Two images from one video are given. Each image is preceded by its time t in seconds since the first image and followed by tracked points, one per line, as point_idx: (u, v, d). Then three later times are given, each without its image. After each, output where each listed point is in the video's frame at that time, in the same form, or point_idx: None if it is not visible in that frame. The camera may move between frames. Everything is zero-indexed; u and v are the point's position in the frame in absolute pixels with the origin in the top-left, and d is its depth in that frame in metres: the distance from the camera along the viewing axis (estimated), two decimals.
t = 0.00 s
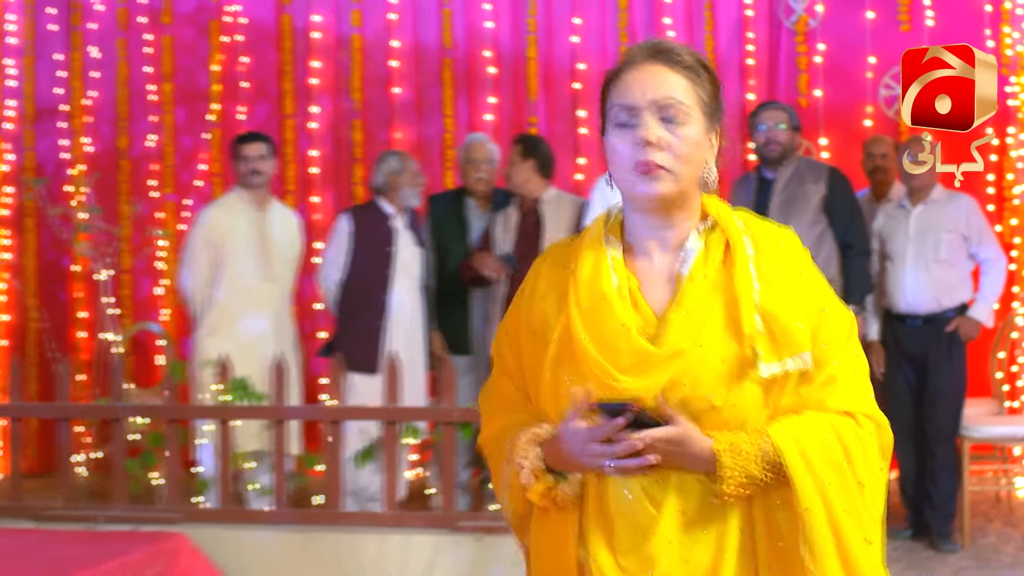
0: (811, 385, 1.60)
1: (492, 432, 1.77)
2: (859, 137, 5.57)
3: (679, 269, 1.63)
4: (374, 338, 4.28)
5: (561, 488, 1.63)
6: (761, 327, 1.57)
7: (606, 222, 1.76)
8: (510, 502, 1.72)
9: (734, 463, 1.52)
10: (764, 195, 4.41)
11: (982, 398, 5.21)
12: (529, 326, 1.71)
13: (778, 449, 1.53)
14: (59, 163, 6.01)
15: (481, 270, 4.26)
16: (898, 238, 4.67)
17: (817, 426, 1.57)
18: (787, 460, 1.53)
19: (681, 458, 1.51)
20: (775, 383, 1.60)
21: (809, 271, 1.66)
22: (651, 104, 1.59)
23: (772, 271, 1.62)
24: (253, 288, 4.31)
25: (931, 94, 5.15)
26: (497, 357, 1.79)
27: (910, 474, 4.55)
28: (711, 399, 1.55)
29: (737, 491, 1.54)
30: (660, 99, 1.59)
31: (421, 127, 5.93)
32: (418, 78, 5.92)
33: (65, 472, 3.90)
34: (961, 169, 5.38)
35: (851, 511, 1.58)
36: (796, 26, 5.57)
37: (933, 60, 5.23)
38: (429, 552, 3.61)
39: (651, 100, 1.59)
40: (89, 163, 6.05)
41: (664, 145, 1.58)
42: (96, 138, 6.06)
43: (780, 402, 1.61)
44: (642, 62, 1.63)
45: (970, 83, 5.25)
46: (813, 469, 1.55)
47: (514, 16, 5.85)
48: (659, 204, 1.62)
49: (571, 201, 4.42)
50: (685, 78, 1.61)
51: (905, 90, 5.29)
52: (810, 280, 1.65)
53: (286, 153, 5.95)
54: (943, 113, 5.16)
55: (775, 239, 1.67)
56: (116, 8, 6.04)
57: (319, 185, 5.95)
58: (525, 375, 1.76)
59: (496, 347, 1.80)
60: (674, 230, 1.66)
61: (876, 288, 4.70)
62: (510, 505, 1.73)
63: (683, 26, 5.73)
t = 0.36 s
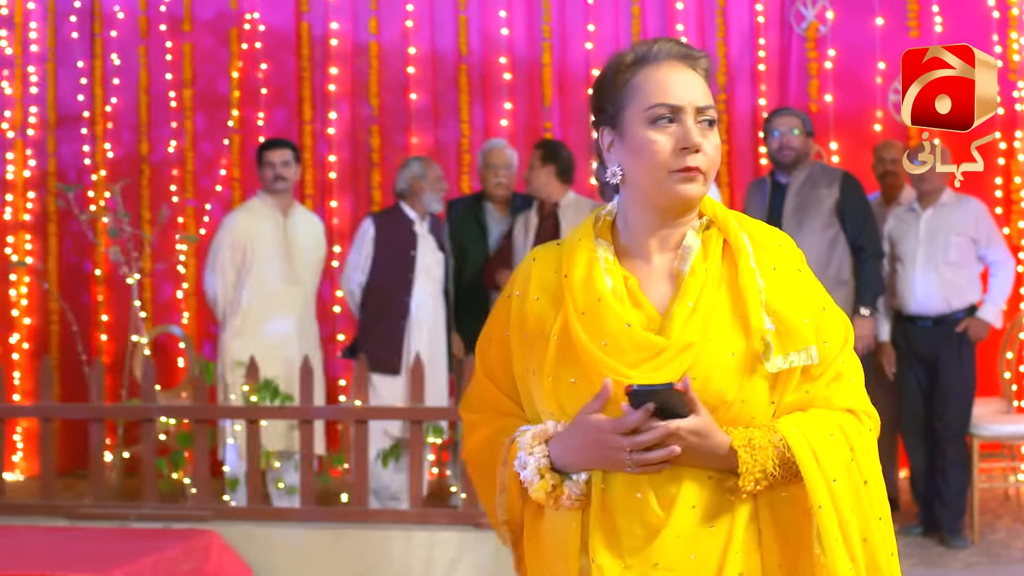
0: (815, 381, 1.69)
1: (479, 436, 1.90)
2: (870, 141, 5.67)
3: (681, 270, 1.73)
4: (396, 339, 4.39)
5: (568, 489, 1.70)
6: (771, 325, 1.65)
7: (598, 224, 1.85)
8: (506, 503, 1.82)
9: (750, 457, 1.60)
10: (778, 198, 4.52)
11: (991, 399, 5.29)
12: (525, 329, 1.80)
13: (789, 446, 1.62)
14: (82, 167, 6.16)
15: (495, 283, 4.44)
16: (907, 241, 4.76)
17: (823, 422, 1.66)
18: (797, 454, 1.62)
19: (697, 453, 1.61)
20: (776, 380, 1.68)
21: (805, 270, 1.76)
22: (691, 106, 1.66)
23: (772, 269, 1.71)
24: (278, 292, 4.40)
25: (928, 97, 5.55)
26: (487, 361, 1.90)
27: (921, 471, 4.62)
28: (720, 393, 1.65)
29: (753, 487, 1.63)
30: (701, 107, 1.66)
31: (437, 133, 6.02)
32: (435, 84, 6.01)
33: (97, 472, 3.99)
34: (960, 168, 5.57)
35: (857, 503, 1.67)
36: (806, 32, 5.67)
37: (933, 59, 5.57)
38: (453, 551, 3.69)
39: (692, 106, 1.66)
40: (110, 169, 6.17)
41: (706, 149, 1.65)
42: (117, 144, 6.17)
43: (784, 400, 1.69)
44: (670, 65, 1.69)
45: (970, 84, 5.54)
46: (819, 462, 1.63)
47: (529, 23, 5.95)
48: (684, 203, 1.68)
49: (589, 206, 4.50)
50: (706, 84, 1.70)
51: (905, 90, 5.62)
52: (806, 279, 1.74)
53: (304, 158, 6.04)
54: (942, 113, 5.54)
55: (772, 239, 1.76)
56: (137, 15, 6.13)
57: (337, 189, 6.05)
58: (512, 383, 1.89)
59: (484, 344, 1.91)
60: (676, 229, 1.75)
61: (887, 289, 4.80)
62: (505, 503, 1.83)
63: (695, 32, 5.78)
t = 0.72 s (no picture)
0: (821, 379, 1.69)
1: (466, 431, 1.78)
2: (872, 146, 5.78)
3: (688, 271, 1.70)
4: (412, 341, 4.59)
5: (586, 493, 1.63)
6: (782, 329, 1.64)
7: (603, 219, 1.81)
8: (510, 509, 1.71)
9: (768, 459, 1.58)
10: (786, 203, 4.63)
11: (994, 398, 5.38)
12: (529, 330, 1.72)
13: (804, 444, 1.61)
14: (96, 174, 6.23)
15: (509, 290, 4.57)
16: (911, 244, 4.86)
17: (833, 420, 1.66)
18: (809, 452, 1.61)
19: (722, 459, 1.57)
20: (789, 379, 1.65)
21: (804, 268, 1.75)
22: (679, 106, 1.61)
23: (778, 269, 1.70)
24: (295, 295, 4.51)
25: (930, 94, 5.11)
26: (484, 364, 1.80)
27: (925, 469, 4.74)
28: (735, 400, 1.62)
29: (770, 488, 1.61)
30: (691, 102, 1.61)
31: (447, 139, 6.13)
32: (444, 91, 6.13)
33: (121, 474, 4.08)
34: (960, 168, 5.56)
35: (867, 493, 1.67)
36: (810, 39, 5.77)
37: (933, 60, 5.22)
38: (471, 547, 3.79)
39: (681, 101, 1.61)
40: (125, 175, 6.24)
41: (695, 148, 1.61)
42: (132, 151, 6.25)
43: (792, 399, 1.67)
44: (662, 57, 1.65)
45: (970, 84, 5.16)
46: (831, 459, 1.62)
47: (537, 31, 6.05)
48: (679, 203, 1.65)
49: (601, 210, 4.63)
50: (706, 80, 1.65)
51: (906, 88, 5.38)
52: (806, 277, 1.73)
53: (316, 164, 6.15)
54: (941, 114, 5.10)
55: (771, 237, 1.75)
56: (150, 24, 6.24)
57: (348, 195, 6.14)
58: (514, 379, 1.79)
59: (479, 344, 1.81)
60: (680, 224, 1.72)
61: (891, 291, 4.90)
62: (509, 494, 1.70)
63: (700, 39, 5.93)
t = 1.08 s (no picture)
0: (815, 397, 1.65)
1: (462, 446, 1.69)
2: (864, 149, 5.89)
3: (683, 284, 1.65)
4: (416, 341, 4.71)
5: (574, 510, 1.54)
6: (776, 345, 1.60)
7: (602, 228, 1.74)
8: (498, 525, 1.62)
9: (758, 473, 1.54)
10: (781, 207, 4.74)
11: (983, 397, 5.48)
12: (517, 340, 1.65)
13: (796, 460, 1.57)
14: (99, 177, 6.32)
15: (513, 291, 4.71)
16: (902, 246, 4.98)
17: (826, 438, 1.62)
18: (803, 471, 1.57)
19: (710, 471, 1.51)
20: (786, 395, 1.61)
21: (803, 284, 1.72)
22: (632, 118, 1.56)
23: (777, 286, 1.66)
24: (301, 296, 4.61)
25: (930, 94, 5.18)
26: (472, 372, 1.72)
27: (917, 465, 4.83)
28: (726, 414, 1.57)
29: (764, 502, 1.56)
30: (644, 115, 1.56)
31: (446, 142, 6.23)
32: (443, 96, 6.22)
33: (132, 472, 4.18)
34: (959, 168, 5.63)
35: (854, 511, 1.63)
36: (802, 44, 5.89)
37: (934, 59, 5.36)
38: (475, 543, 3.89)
39: (635, 116, 1.56)
40: (127, 178, 6.33)
41: (648, 159, 1.55)
42: (135, 154, 6.34)
43: (787, 415, 1.64)
44: (628, 73, 1.60)
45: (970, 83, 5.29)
46: (823, 479, 1.59)
47: (535, 36, 6.16)
48: (644, 220, 1.60)
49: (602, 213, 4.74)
50: (672, 91, 1.59)
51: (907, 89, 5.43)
52: (806, 295, 1.70)
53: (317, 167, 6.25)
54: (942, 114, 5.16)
55: (770, 254, 1.71)
56: (153, 29, 6.34)
57: (348, 197, 6.25)
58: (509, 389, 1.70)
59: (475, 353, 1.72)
60: (672, 240, 1.66)
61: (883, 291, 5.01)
62: (499, 512, 1.61)
63: (695, 41, 6.03)
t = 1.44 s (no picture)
0: (805, 401, 1.64)
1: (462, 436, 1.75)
2: (851, 151, 6.01)
3: (673, 286, 1.67)
4: (415, 340, 4.91)
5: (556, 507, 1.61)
6: (762, 349, 1.60)
7: (602, 228, 1.78)
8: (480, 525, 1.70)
9: (729, 474, 1.55)
10: (774, 208, 4.83)
11: (968, 394, 5.59)
12: (509, 336, 1.71)
13: (771, 462, 1.57)
14: (98, 179, 6.41)
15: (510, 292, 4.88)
16: (889, 248, 5.07)
17: (812, 439, 1.61)
18: (779, 472, 1.57)
19: (675, 474, 1.53)
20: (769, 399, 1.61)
21: (805, 291, 1.70)
22: (631, 117, 1.62)
23: (771, 291, 1.66)
24: (302, 297, 4.71)
25: (930, 94, 5.40)
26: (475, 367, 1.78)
27: (905, 461, 4.96)
28: (701, 414, 1.59)
29: (734, 505, 1.57)
30: (644, 112, 1.62)
31: (440, 144, 6.34)
32: (437, 99, 6.33)
33: (138, 469, 4.28)
34: (959, 168, 5.85)
35: (838, 514, 1.62)
36: (790, 48, 6.02)
37: (931, 61, 5.56)
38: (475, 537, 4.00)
39: (636, 114, 1.62)
40: (126, 181, 6.41)
41: (645, 156, 1.60)
42: (133, 157, 6.42)
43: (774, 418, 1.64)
44: (632, 73, 1.66)
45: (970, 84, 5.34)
46: (805, 482, 1.58)
47: (527, 40, 6.27)
48: (642, 221, 1.64)
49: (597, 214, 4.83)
50: (672, 91, 1.64)
51: (906, 89, 5.62)
52: (808, 298, 1.68)
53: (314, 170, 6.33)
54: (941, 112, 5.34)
55: (770, 256, 1.71)
56: (151, 33, 6.42)
57: (345, 199, 6.32)
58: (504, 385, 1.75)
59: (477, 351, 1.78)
60: (667, 243, 1.69)
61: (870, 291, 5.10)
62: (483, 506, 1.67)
63: (685, 47, 6.16)
